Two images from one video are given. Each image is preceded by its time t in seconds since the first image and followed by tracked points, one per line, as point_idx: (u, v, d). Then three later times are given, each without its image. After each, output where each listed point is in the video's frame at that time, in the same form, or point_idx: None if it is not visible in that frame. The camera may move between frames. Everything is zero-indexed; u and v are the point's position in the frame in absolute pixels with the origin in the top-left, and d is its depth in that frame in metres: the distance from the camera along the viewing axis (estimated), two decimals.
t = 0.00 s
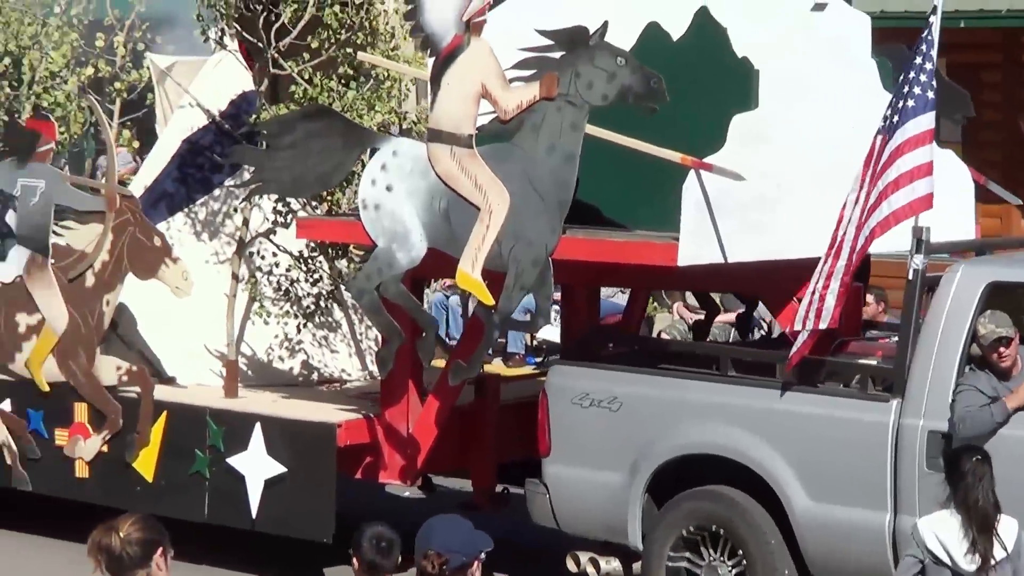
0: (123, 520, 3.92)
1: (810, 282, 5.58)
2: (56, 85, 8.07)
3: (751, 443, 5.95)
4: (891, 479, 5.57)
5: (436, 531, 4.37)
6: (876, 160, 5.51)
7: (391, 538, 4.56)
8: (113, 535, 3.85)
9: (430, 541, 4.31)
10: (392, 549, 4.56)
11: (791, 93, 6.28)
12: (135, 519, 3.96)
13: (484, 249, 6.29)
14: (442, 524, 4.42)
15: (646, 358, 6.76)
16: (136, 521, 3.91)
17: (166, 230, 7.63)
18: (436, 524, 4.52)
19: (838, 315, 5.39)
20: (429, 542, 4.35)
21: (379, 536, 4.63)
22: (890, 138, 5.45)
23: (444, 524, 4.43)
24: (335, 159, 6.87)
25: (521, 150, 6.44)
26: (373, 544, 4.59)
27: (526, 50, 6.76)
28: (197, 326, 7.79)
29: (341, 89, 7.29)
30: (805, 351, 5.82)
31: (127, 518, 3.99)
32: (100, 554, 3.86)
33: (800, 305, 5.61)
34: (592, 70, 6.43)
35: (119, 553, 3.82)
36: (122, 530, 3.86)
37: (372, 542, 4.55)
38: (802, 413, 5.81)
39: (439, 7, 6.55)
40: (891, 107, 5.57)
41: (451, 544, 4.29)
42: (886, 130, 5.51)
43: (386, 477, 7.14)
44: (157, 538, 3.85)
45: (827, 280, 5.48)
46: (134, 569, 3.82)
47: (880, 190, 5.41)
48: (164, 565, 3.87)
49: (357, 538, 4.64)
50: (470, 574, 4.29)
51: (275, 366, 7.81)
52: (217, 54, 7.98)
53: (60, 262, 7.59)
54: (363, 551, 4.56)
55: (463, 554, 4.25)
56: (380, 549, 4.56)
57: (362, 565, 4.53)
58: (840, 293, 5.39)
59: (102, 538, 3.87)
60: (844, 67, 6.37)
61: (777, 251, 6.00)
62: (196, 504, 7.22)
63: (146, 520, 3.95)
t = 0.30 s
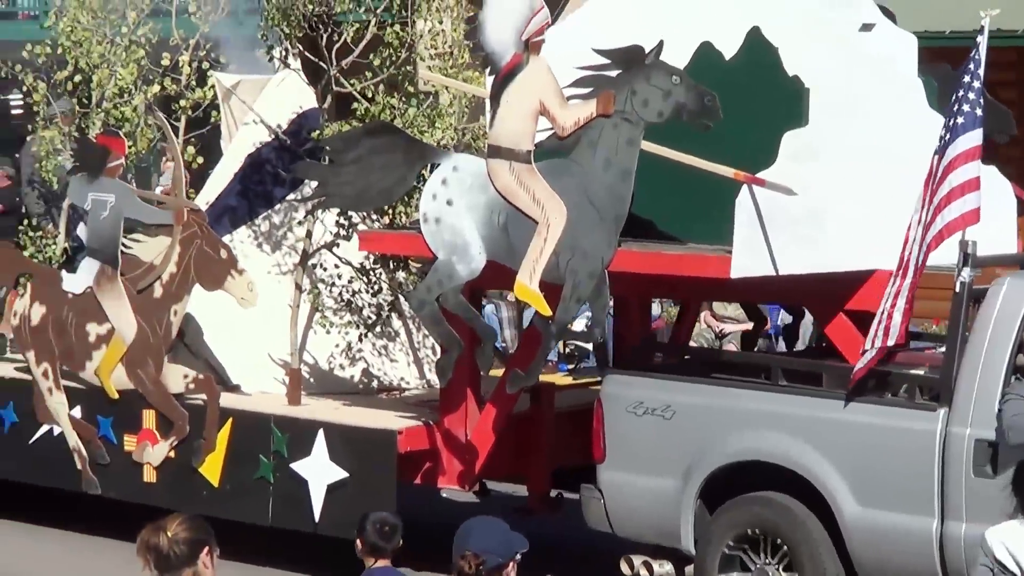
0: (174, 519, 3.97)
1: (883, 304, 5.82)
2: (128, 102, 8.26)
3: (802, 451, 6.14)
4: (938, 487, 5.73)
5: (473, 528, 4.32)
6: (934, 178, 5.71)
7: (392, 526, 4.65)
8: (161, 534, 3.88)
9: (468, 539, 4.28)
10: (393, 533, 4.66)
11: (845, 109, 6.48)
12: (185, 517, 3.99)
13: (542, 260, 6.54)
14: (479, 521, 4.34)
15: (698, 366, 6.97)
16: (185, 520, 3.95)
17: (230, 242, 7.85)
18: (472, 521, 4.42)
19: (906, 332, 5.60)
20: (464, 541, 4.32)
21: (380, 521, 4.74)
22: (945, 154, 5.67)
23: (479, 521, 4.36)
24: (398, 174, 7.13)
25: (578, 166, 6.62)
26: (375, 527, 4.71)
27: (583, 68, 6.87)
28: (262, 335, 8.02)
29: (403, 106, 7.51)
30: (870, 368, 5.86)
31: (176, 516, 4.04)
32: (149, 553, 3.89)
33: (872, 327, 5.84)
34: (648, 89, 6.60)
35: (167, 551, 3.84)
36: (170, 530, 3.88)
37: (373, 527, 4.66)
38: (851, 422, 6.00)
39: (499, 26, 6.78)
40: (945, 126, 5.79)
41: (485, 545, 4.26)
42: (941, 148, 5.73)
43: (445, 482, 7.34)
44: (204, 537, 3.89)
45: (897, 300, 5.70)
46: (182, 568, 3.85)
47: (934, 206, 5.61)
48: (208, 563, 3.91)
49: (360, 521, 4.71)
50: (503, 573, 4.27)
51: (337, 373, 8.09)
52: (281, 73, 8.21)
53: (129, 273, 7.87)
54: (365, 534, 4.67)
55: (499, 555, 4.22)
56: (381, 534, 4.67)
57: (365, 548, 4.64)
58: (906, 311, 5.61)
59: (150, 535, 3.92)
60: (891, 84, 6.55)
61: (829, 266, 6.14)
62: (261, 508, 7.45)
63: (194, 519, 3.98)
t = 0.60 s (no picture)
0: (215, 521, 4.59)
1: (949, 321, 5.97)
2: (196, 117, 8.58)
3: (856, 456, 6.31)
4: (990, 493, 5.88)
5: (507, 528, 4.74)
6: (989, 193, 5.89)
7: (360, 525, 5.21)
8: (210, 533, 4.50)
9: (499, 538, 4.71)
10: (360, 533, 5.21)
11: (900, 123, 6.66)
12: (231, 517, 4.62)
13: (598, 277, 6.75)
14: (508, 523, 4.77)
15: (755, 372, 7.17)
16: (230, 521, 4.58)
17: (297, 251, 8.12)
18: (509, 521, 4.86)
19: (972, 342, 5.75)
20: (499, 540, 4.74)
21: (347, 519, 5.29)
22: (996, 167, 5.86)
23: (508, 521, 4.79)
24: (461, 186, 7.33)
25: (637, 180, 6.83)
26: (341, 526, 5.24)
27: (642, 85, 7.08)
28: (325, 343, 8.23)
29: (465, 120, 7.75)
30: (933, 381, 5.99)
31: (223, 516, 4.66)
32: (197, 550, 4.51)
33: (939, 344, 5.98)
34: (706, 104, 6.75)
35: (214, 548, 4.46)
36: (217, 529, 4.51)
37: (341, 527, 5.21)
38: (904, 428, 6.17)
39: (560, 43, 6.96)
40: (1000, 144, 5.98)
41: (517, 544, 4.68)
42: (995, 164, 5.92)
43: (506, 486, 7.58)
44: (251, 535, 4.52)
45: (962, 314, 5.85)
46: (229, 564, 4.46)
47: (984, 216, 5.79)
48: (254, 559, 4.52)
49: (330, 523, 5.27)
50: (536, 570, 4.70)
51: (400, 380, 8.31)
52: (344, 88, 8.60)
53: (198, 282, 8.14)
54: (332, 534, 5.22)
55: (531, 553, 4.65)
56: (348, 533, 5.23)
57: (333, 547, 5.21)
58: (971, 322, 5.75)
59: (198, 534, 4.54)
60: (944, 100, 6.73)
61: (885, 275, 6.20)
62: (326, 510, 7.68)
63: (240, 520, 4.60)
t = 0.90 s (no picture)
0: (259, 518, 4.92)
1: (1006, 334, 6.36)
2: (261, 130, 8.81)
3: (909, 460, 6.50)
4: None
5: (537, 526, 4.95)
6: None
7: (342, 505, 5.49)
8: (256, 528, 4.83)
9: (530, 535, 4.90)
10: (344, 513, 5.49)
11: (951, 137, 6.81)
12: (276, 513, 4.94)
13: (657, 284, 6.95)
14: (540, 523, 4.95)
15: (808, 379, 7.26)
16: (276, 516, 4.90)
17: (361, 259, 8.45)
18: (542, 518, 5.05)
19: None
20: (530, 538, 4.94)
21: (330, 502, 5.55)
22: None
23: (543, 520, 4.97)
24: (521, 197, 7.54)
25: (694, 191, 7.02)
26: (326, 507, 5.51)
27: (699, 98, 7.34)
28: (388, 350, 8.55)
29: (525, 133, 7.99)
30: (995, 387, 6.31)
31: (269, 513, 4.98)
32: (244, 545, 4.84)
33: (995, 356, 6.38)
34: (762, 117, 6.97)
35: (260, 543, 4.80)
36: (263, 524, 4.83)
37: (324, 508, 5.48)
38: (957, 434, 6.35)
39: (619, 59, 7.16)
40: None
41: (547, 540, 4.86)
42: None
43: (564, 488, 7.77)
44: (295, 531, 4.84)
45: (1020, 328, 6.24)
46: (273, 557, 4.80)
47: None
48: (298, 554, 4.86)
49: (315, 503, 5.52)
50: (565, 566, 4.88)
51: (459, 385, 8.59)
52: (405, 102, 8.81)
53: (265, 290, 8.36)
54: (317, 516, 5.50)
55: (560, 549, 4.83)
56: (332, 515, 5.49)
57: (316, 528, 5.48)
58: None
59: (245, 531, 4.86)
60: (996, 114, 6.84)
61: (935, 283, 6.45)
62: (390, 511, 7.92)
63: (285, 516, 4.90)
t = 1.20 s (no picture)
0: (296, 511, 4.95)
1: None
2: (315, 139, 9.09)
3: (951, 462, 6.67)
4: None
5: (560, 521, 5.41)
6: None
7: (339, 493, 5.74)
8: (288, 524, 4.85)
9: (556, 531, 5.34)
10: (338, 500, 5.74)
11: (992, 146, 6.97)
12: (307, 508, 4.98)
13: (705, 288, 7.14)
14: (562, 519, 5.41)
15: (849, 382, 7.53)
16: (308, 512, 4.93)
17: (411, 265, 8.76)
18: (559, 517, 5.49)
19: None
20: (551, 533, 5.39)
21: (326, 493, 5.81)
22: None
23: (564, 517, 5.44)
24: (570, 205, 7.72)
25: (741, 200, 7.20)
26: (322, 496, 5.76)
27: (745, 108, 7.53)
28: (439, 354, 8.78)
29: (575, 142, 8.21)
30: None
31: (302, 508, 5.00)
32: (277, 540, 4.86)
33: None
34: (807, 127, 7.17)
35: (292, 538, 4.81)
36: (295, 520, 4.85)
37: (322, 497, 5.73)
38: (998, 436, 6.52)
39: (667, 69, 7.38)
40: None
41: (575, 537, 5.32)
42: None
43: (611, 488, 7.97)
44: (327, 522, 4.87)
45: None
46: (304, 552, 4.81)
47: None
48: (330, 548, 4.88)
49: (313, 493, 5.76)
50: (583, 559, 5.34)
51: (508, 388, 8.84)
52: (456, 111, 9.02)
53: (321, 294, 8.64)
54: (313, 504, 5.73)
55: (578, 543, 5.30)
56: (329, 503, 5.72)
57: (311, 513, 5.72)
58: None
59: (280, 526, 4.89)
60: None
61: (974, 291, 6.63)
62: (440, 510, 8.14)
63: (318, 511, 4.94)
